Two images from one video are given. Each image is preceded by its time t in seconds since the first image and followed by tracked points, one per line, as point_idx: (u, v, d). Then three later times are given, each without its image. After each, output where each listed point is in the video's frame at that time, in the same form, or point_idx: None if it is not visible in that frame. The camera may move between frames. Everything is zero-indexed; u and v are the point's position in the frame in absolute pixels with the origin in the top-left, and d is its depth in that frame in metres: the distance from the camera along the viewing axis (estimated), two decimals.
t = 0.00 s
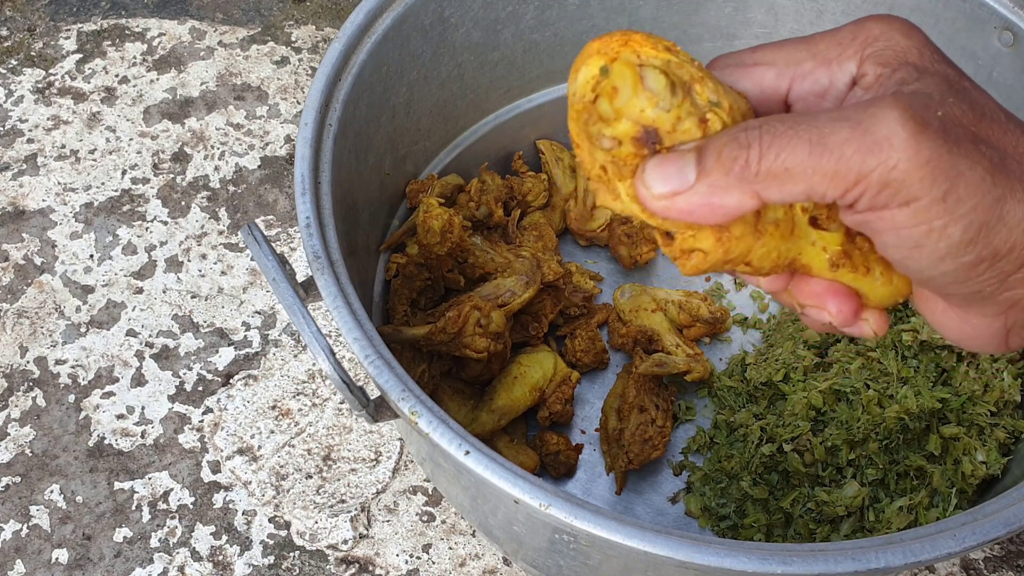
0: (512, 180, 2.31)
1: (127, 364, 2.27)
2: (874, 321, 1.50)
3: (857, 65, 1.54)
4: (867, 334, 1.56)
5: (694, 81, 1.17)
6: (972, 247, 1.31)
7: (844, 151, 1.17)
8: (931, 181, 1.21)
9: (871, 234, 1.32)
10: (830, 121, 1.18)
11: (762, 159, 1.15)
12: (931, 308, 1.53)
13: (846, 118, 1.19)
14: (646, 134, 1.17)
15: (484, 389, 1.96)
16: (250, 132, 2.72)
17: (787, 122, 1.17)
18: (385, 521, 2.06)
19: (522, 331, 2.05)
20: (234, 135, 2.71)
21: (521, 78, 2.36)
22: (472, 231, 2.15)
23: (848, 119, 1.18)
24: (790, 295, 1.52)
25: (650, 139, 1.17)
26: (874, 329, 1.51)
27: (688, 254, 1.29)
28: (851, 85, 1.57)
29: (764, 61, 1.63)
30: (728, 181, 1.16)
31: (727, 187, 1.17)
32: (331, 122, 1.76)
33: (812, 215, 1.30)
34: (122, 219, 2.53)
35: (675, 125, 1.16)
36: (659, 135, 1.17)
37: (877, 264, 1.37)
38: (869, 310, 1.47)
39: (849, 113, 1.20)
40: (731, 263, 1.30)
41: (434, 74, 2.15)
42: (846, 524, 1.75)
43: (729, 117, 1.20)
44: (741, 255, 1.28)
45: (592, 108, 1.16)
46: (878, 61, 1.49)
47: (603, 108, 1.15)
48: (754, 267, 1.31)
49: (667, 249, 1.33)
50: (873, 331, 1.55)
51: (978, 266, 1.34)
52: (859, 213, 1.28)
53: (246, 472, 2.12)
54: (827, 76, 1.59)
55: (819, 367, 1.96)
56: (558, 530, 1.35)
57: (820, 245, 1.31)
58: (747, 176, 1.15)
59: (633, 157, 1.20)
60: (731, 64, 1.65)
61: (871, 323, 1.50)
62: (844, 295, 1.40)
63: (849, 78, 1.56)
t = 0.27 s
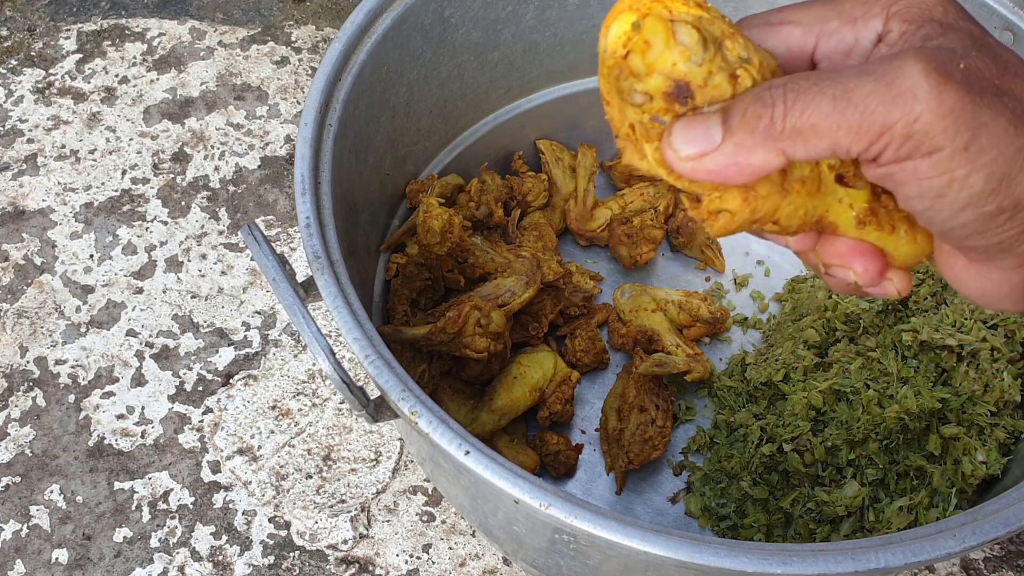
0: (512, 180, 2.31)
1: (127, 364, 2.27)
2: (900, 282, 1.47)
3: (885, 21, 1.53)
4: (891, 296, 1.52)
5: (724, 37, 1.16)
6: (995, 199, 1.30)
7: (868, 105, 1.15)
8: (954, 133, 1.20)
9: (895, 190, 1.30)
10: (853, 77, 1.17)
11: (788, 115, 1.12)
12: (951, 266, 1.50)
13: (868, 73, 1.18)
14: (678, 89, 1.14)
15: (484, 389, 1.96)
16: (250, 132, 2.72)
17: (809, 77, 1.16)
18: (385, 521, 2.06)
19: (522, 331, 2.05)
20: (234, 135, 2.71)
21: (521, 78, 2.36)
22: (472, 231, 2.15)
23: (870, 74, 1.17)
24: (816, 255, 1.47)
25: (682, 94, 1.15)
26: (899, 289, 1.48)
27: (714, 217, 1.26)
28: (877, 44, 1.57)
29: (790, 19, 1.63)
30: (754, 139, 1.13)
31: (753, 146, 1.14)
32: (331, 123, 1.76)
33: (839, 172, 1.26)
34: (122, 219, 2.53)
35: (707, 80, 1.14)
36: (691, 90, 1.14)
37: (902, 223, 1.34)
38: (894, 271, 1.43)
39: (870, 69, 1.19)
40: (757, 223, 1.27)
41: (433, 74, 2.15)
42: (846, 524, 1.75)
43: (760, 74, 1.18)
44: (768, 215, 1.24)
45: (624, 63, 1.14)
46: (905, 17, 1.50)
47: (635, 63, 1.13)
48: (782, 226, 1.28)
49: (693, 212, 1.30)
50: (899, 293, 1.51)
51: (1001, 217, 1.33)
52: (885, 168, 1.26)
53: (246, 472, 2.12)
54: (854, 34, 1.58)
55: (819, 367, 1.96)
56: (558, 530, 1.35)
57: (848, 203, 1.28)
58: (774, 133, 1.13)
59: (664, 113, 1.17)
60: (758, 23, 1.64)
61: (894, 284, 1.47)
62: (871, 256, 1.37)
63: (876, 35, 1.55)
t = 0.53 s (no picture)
0: (512, 180, 2.31)
1: (127, 364, 2.27)
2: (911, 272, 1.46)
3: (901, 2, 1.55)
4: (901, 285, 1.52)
5: (741, 15, 1.12)
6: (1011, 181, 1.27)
7: (881, 93, 1.13)
8: (969, 117, 1.18)
9: (909, 175, 1.27)
10: (865, 63, 1.14)
11: (800, 104, 1.10)
12: (963, 254, 1.47)
13: (880, 59, 1.15)
14: (693, 69, 1.10)
15: (484, 389, 1.96)
16: (250, 132, 2.72)
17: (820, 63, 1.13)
18: (385, 521, 2.06)
19: (522, 331, 2.05)
20: (234, 135, 2.71)
21: (520, 78, 2.36)
22: (472, 231, 2.15)
23: (883, 59, 1.15)
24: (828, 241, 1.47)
25: (697, 75, 1.11)
26: (909, 278, 1.47)
27: (723, 205, 1.24)
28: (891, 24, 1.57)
29: None
30: (765, 129, 1.12)
31: (763, 135, 1.13)
32: (331, 122, 1.76)
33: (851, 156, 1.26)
34: (122, 219, 2.53)
35: (723, 60, 1.11)
36: (706, 69, 1.11)
37: (913, 210, 1.34)
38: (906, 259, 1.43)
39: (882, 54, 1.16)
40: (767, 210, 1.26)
41: (433, 74, 2.15)
42: (846, 524, 1.75)
43: (775, 54, 1.15)
44: (779, 201, 1.24)
45: (638, 40, 1.10)
46: None
47: (649, 41, 1.09)
48: (793, 212, 1.28)
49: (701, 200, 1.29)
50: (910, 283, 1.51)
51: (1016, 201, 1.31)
52: (898, 152, 1.23)
53: (246, 472, 2.12)
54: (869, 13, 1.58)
55: (819, 367, 1.96)
56: (558, 530, 1.35)
57: (860, 187, 1.28)
58: (785, 123, 1.11)
59: (677, 94, 1.13)
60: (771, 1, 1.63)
61: (905, 274, 1.46)
62: (884, 243, 1.36)
63: (891, 15, 1.57)
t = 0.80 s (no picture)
0: (512, 180, 2.31)
1: (127, 364, 2.27)
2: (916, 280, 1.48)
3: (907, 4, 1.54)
4: (902, 293, 1.54)
5: (747, 20, 1.11)
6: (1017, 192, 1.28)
7: (883, 115, 1.12)
8: (973, 135, 1.18)
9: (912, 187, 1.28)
10: (865, 81, 1.12)
11: (799, 125, 1.10)
12: (971, 264, 1.49)
13: (881, 77, 1.12)
14: (695, 75, 1.10)
15: (484, 389, 1.96)
16: (251, 132, 2.72)
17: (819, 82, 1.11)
18: (385, 521, 2.06)
19: (522, 331, 2.05)
20: (234, 135, 2.71)
21: (520, 78, 2.36)
22: (472, 231, 2.15)
23: (883, 78, 1.12)
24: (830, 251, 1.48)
25: (699, 82, 1.10)
26: (913, 287, 1.49)
27: (720, 220, 1.26)
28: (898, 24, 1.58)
29: None
30: (762, 150, 1.12)
31: (761, 156, 1.13)
32: (331, 123, 1.76)
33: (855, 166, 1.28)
34: (122, 219, 2.53)
35: (726, 66, 1.09)
36: (709, 76, 1.10)
37: (915, 219, 1.35)
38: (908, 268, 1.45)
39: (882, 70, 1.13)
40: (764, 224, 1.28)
41: (433, 74, 2.16)
42: (846, 524, 1.75)
43: (781, 61, 1.14)
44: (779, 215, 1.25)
45: (639, 43, 1.08)
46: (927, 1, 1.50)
47: (652, 45, 1.07)
48: (794, 224, 1.29)
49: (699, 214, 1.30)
50: (913, 291, 1.53)
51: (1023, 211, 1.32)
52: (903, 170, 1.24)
53: (246, 472, 2.12)
54: (875, 13, 1.59)
55: (819, 367, 1.96)
56: (558, 530, 1.35)
57: (864, 197, 1.29)
58: (784, 145, 1.11)
59: (678, 97, 1.13)
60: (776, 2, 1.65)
61: (908, 283, 1.48)
62: (888, 253, 1.37)
63: (897, 17, 1.57)
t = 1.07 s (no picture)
0: (512, 180, 2.31)
1: (127, 364, 2.27)
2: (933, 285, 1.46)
3: None
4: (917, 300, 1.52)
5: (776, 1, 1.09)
6: None
7: (909, 122, 1.11)
8: (1003, 140, 1.17)
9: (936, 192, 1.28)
10: (892, 86, 1.11)
11: (820, 131, 1.08)
12: (999, 269, 1.47)
13: (906, 81, 1.11)
14: (717, 58, 1.08)
15: (484, 389, 1.96)
16: (251, 132, 2.72)
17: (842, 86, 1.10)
18: (386, 521, 2.06)
19: (522, 331, 2.05)
20: (234, 135, 2.71)
21: (520, 78, 2.36)
22: (472, 231, 2.15)
23: (909, 84, 1.11)
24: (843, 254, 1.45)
25: (721, 65, 1.09)
26: (929, 293, 1.48)
27: (728, 222, 1.25)
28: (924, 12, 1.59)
29: None
30: (780, 155, 1.10)
31: (778, 162, 1.11)
32: (331, 122, 1.76)
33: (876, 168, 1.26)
34: (122, 219, 2.53)
35: (749, 50, 1.08)
36: (731, 58, 1.08)
37: (933, 223, 1.34)
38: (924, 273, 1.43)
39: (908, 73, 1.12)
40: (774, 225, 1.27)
41: (433, 74, 2.16)
42: (846, 524, 1.75)
43: (809, 47, 1.12)
44: (790, 216, 1.24)
45: (660, 20, 1.08)
46: None
47: (671, 22, 1.07)
48: (808, 225, 1.28)
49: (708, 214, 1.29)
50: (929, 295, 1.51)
51: None
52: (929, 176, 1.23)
53: (246, 472, 2.12)
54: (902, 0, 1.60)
55: (819, 367, 1.96)
56: (558, 530, 1.35)
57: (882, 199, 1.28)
58: (804, 150, 1.10)
59: (697, 81, 1.12)
60: None
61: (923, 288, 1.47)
62: (906, 257, 1.35)
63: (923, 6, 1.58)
